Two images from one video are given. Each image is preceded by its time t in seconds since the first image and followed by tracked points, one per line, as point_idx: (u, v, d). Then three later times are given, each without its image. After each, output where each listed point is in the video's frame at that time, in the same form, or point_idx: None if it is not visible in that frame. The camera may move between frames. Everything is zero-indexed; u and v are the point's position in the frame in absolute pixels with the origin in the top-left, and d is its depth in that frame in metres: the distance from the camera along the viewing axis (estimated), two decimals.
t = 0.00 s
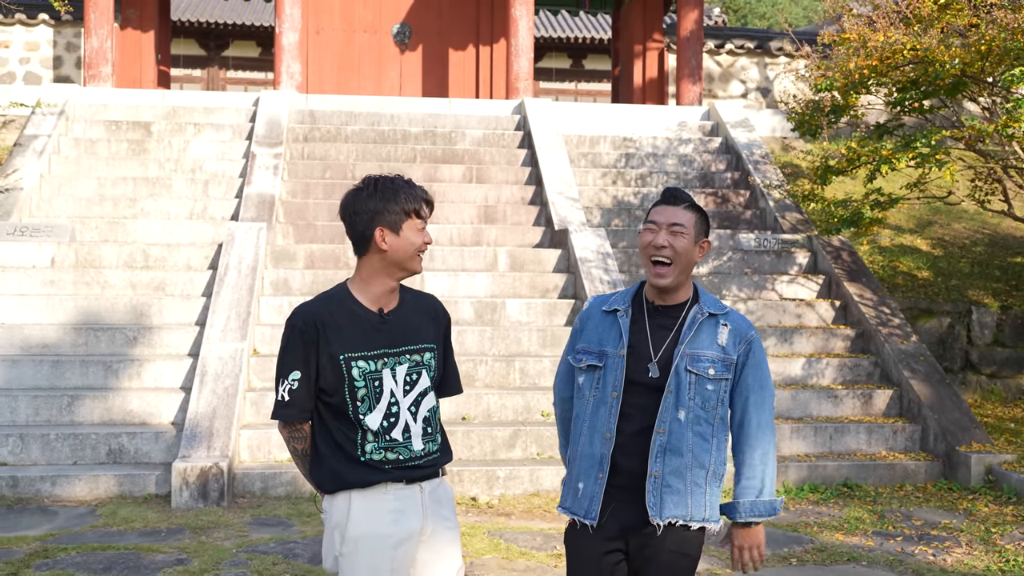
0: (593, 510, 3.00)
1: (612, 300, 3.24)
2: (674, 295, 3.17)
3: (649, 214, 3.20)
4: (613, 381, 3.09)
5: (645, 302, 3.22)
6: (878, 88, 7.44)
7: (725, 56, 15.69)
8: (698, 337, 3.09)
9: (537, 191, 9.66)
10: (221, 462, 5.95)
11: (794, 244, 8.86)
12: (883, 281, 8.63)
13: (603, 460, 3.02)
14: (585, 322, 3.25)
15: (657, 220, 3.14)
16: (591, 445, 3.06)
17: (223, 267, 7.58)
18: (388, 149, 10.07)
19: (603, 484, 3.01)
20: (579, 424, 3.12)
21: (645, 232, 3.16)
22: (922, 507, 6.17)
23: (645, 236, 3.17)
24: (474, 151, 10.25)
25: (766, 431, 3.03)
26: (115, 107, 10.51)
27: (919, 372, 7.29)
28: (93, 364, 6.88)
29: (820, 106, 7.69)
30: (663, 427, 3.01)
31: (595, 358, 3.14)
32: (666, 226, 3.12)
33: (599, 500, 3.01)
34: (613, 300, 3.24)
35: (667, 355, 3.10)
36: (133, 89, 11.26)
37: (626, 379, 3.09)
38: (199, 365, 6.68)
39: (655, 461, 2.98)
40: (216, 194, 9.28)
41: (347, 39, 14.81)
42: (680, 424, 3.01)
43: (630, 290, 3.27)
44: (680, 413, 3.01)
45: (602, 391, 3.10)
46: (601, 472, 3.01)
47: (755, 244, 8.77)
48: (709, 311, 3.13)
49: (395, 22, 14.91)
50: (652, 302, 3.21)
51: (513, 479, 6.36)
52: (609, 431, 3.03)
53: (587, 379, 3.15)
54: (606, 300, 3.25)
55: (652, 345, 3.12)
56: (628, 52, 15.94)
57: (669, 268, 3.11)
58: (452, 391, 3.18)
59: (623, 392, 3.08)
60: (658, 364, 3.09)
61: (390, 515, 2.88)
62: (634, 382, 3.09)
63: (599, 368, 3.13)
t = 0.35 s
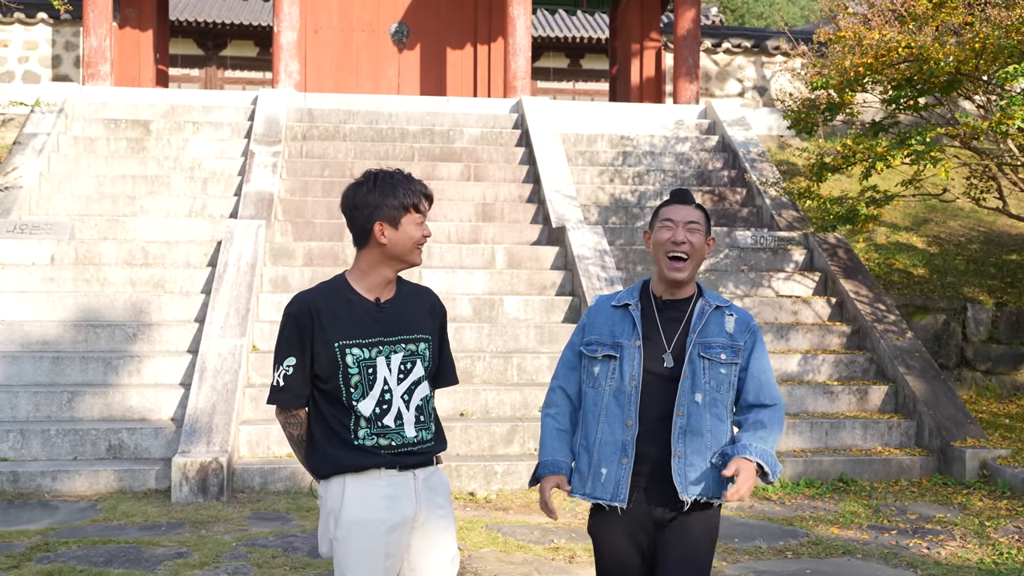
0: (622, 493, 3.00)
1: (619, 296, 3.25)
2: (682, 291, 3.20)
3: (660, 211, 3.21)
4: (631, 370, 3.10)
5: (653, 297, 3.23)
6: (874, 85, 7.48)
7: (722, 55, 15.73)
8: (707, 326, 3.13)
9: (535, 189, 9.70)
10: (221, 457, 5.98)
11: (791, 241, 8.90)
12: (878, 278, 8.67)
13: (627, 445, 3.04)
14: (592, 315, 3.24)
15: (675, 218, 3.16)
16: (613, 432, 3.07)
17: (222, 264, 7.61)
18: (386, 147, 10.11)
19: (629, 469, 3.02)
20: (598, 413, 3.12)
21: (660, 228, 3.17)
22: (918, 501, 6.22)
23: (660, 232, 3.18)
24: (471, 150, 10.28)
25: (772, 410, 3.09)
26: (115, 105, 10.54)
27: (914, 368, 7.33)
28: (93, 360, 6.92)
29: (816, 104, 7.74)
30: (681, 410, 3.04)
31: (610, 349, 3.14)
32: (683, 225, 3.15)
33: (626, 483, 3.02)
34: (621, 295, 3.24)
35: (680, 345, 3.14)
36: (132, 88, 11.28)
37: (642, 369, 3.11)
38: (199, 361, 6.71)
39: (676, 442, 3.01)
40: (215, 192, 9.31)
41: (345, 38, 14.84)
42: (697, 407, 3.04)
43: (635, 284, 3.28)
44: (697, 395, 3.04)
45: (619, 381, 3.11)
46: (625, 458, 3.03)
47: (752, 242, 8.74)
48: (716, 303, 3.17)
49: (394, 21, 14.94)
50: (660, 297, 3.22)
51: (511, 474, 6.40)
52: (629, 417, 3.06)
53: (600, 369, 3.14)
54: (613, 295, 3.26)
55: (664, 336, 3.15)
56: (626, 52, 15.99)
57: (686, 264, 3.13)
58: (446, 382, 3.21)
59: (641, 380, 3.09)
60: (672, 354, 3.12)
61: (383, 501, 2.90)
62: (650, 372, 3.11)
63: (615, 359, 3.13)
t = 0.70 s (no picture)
0: (669, 483, 3.12)
1: (662, 290, 3.22)
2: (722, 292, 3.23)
3: (728, 219, 3.13)
4: (678, 370, 3.14)
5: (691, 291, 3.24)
6: (869, 81, 7.55)
7: (718, 53, 15.79)
8: (732, 327, 3.21)
9: (532, 185, 9.74)
10: (221, 448, 6.02)
11: (787, 237, 8.96)
12: (874, 273, 8.73)
13: (670, 438, 3.14)
14: (637, 309, 3.21)
15: (746, 236, 3.11)
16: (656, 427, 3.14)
17: (222, 258, 7.65)
18: (385, 144, 10.15)
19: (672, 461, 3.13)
20: (644, 408, 3.15)
21: (728, 239, 3.12)
22: (912, 491, 6.28)
23: (728, 245, 3.12)
24: (470, 146, 10.33)
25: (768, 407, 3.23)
26: (114, 101, 10.57)
27: (910, 361, 7.40)
28: (94, 353, 6.96)
29: (812, 100, 7.81)
30: (704, 410, 3.15)
31: (662, 348, 3.14)
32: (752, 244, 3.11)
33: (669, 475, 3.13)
34: (664, 289, 3.22)
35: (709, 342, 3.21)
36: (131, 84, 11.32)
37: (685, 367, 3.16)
38: (199, 354, 6.75)
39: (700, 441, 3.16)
40: (214, 187, 9.35)
41: (343, 35, 14.88)
42: (719, 406, 3.17)
43: (673, 275, 3.26)
44: (718, 396, 3.17)
45: (664, 379, 3.15)
46: (668, 450, 3.13)
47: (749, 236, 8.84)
48: (744, 303, 3.24)
49: (391, 18, 14.99)
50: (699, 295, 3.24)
51: (509, 465, 6.45)
52: (672, 412, 3.14)
53: (650, 366, 3.15)
54: (656, 289, 3.22)
55: (698, 332, 3.21)
56: (623, 49, 16.04)
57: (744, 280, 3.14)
58: (444, 365, 3.26)
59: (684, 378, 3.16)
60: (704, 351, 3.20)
61: (386, 476, 2.96)
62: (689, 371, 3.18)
63: (663, 356, 3.15)
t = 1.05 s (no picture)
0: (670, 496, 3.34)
1: (702, 344, 3.12)
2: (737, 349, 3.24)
3: (783, 318, 3.05)
4: (706, 413, 3.21)
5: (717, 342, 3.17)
6: (825, 82, 7.72)
7: (677, 53, 15.98)
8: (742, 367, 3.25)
9: (494, 182, 9.81)
10: (183, 443, 6.02)
11: (745, 234, 9.12)
12: (830, 269, 8.92)
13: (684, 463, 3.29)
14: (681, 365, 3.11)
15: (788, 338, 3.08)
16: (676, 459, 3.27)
17: (182, 254, 7.62)
18: (346, 141, 10.15)
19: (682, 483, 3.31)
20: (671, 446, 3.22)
21: (770, 337, 3.07)
22: (866, 483, 6.45)
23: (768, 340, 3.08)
24: (431, 143, 10.36)
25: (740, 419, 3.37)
26: (71, 97, 10.46)
27: (864, 356, 7.59)
28: (53, 349, 6.90)
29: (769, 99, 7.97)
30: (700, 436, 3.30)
31: (700, 400, 3.17)
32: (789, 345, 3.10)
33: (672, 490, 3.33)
34: (704, 343, 3.11)
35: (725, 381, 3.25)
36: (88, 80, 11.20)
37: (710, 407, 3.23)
38: (160, 350, 6.73)
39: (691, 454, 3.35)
40: (174, 183, 9.30)
41: (303, 32, 14.84)
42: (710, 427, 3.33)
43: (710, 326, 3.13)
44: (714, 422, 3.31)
45: (692, 421, 3.22)
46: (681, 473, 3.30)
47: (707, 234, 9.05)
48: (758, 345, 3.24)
49: (352, 15, 14.97)
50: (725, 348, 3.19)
51: (472, 460, 6.52)
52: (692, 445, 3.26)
53: (684, 413, 3.19)
54: (696, 344, 3.11)
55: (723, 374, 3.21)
56: (583, 49, 16.17)
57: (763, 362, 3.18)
58: (413, 360, 3.32)
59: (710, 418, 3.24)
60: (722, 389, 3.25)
61: (348, 464, 3.02)
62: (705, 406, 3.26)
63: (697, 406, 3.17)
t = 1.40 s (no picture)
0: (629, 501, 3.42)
1: (687, 370, 3.17)
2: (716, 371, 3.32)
3: (762, 349, 3.13)
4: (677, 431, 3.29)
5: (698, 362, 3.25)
6: (777, 87, 7.89)
7: (631, 56, 16.17)
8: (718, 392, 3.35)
9: (450, 184, 9.85)
10: (139, 446, 5.98)
11: (698, 236, 9.28)
12: (781, 271, 9.11)
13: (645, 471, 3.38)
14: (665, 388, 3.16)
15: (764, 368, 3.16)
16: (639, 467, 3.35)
17: (136, 255, 7.55)
18: (301, 142, 10.12)
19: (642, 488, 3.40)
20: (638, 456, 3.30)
21: (748, 365, 3.16)
22: (818, 481, 6.63)
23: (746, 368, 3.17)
24: (387, 144, 10.37)
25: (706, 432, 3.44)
26: (20, 95, 10.30)
27: (815, 357, 7.80)
28: (5, 352, 6.81)
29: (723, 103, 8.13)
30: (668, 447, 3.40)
31: (675, 423, 3.24)
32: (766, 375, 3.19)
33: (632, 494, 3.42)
34: (689, 370, 3.17)
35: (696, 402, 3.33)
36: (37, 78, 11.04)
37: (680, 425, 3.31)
38: (115, 352, 6.68)
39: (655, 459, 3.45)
40: (126, 184, 9.21)
41: (257, 31, 14.75)
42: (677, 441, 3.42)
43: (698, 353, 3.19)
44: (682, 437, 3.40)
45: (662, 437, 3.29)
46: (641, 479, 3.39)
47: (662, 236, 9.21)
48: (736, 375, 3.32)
49: (306, 15, 14.91)
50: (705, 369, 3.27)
51: (430, 461, 6.57)
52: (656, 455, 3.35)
53: (658, 432, 3.26)
54: (683, 370, 3.16)
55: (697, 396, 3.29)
56: (538, 51, 16.29)
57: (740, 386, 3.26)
58: (384, 363, 3.34)
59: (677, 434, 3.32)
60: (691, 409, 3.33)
61: (309, 468, 3.06)
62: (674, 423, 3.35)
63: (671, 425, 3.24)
